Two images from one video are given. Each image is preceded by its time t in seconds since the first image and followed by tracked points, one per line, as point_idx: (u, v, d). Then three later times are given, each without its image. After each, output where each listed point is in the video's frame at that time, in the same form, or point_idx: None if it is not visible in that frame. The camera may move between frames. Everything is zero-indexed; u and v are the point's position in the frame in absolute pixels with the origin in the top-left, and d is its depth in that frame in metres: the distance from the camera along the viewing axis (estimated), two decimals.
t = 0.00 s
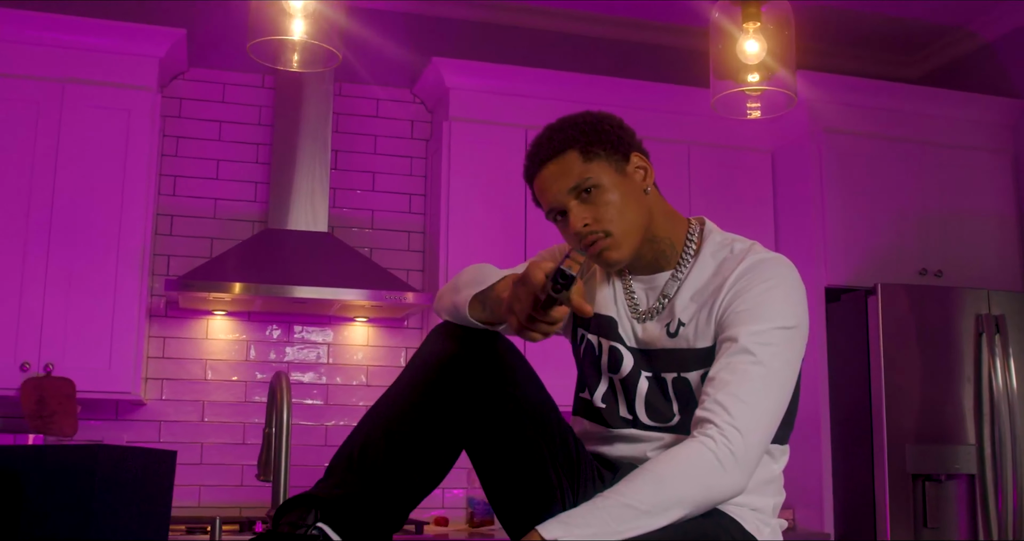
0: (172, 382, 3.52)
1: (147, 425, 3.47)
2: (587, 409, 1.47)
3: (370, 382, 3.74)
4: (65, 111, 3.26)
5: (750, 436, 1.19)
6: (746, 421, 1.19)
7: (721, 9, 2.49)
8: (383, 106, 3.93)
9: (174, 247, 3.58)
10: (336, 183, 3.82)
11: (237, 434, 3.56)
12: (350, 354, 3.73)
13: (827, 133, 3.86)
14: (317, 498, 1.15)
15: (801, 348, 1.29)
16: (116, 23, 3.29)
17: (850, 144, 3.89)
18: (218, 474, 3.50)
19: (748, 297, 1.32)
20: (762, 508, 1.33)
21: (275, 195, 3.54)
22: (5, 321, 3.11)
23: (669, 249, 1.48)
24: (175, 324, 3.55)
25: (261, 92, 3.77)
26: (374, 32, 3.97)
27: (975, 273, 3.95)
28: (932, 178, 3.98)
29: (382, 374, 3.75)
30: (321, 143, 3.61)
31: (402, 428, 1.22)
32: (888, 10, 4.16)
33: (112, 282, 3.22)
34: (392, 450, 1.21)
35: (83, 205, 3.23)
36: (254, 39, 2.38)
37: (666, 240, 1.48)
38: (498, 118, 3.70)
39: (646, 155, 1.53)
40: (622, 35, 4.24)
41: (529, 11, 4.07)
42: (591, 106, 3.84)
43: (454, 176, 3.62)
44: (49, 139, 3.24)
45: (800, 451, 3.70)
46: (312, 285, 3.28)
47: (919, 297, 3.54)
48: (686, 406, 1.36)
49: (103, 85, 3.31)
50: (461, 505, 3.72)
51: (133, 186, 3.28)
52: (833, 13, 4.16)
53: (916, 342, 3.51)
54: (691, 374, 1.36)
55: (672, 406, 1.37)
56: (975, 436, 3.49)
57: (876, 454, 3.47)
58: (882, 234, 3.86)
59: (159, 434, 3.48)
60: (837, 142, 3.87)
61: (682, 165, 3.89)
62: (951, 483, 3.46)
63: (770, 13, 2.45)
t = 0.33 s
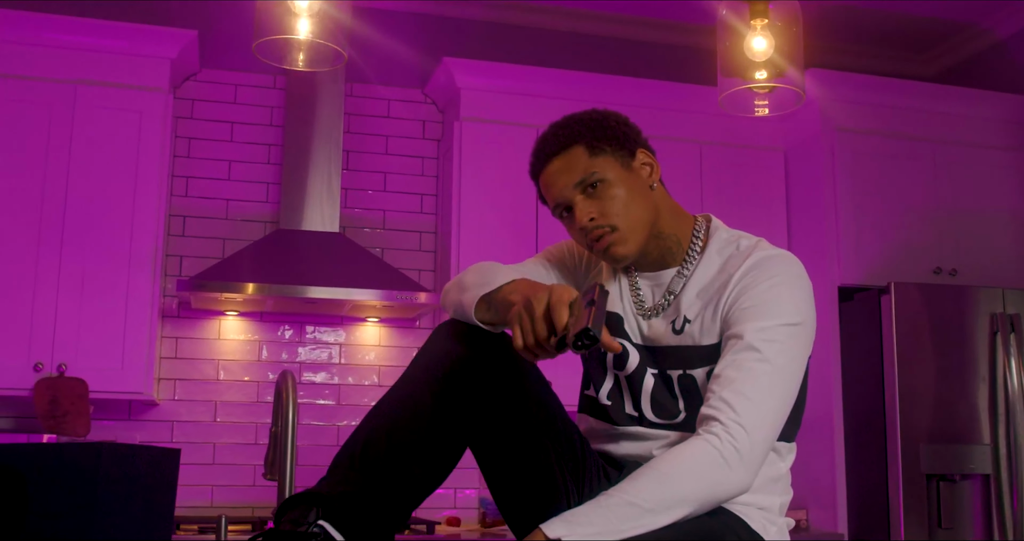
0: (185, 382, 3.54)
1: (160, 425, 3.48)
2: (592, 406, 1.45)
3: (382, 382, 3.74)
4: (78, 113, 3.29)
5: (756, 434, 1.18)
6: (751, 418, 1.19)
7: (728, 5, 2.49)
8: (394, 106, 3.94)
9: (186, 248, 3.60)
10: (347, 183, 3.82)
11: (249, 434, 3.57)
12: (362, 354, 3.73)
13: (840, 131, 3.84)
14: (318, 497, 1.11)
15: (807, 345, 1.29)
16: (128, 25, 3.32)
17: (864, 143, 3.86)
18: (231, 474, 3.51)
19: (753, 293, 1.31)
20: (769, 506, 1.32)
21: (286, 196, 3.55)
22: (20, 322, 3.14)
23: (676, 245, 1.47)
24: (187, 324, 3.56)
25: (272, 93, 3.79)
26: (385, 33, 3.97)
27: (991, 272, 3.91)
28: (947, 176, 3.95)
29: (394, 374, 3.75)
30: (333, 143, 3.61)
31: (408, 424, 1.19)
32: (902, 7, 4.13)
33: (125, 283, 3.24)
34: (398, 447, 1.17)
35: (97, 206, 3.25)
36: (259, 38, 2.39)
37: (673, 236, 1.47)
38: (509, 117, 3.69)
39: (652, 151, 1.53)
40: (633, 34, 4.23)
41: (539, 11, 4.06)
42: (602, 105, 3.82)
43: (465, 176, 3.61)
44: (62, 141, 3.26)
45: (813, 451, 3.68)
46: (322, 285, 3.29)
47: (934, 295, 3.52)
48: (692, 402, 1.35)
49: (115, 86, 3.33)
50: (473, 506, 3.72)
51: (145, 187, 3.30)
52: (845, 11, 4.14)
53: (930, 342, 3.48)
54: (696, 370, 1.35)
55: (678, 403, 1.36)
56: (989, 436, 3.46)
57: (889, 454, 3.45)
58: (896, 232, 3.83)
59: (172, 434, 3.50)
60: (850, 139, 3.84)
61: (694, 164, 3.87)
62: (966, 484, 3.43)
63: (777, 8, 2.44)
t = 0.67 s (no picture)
0: (202, 381, 3.56)
1: (178, 423, 3.51)
2: (607, 400, 1.44)
3: (399, 380, 3.75)
4: (96, 113, 3.32)
5: (771, 428, 1.18)
6: (766, 411, 1.18)
7: None
8: (410, 105, 3.94)
9: (204, 247, 3.62)
10: (363, 182, 3.83)
11: (266, 432, 3.59)
12: (379, 353, 3.74)
13: (858, 128, 3.81)
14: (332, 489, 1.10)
15: (822, 339, 1.28)
16: (145, 25, 3.35)
17: (881, 139, 3.83)
18: (249, 472, 3.53)
19: (768, 287, 1.31)
20: (784, 501, 1.32)
21: (303, 195, 3.56)
22: (39, 321, 3.17)
23: (689, 238, 1.47)
24: (205, 323, 3.58)
25: (289, 93, 3.80)
26: (401, 32, 3.98)
27: (1011, 269, 3.87)
28: (966, 173, 3.91)
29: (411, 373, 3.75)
30: (349, 142, 3.62)
31: (423, 419, 1.17)
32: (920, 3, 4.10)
33: (143, 280, 3.26)
34: (414, 440, 1.16)
35: (115, 205, 3.28)
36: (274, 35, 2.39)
37: (687, 229, 1.47)
38: (525, 115, 3.69)
39: (665, 145, 1.53)
40: (650, 32, 4.22)
41: (555, 9, 4.06)
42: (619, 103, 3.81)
43: (481, 174, 3.61)
44: (81, 141, 3.29)
45: (830, 449, 3.66)
46: (339, 283, 3.30)
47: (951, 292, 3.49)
48: (707, 396, 1.34)
49: (134, 87, 3.37)
50: (490, 504, 3.72)
51: (163, 185, 3.32)
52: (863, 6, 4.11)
53: (949, 339, 3.46)
54: (711, 364, 1.35)
55: (693, 396, 1.36)
56: (1009, 434, 3.43)
57: (908, 452, 3.42)
58: (914, 229, 3.80)
59: (190, 432, 3.52)
60: (868, 135, 3.82)
61: (710, 162, 3.86)
62: (985, 481, 3.40)
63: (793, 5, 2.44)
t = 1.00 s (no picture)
0: (225, 380, 3.58)
1: (201, 422, 3.54)
2: (630, 396, 1.46)
3: (420, 379, 3.76)
4: (120, 114, 3.36)
5: (793, 424, 1.18)
6: (788, 407, 1.19)
7: None
8: (430, 105, 3.96)
9: (226, 247, 3.65)
10: (384, 182, 3.85)
11: (288, 431, 3.61)
12: (400, 352, 3.76)
13: (879, 125, 3.79)
14: (360, 483, 1.10)
15: (843, 335, 1.28)
16: (167, 27, 3.38)
17: (902, 137, 3.81)
18: (272, 471, 3.55)
19: (789, 284, 1.31)
20: (806, 497, 1.32)
21: (323, 196, 3.58)
22: (64, 321, 3.21)
23: (710, 237, 1.46)
24: (227, 322, 3.61)
25: (310, 93, 3.83)
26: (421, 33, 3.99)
27: None
28: (989, 171, 3.88)
29: (431, 372, 3.77)
30: (370, 142, 3.64)
31: (451, 413, 1.17)
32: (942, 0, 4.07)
33: (166, 279, 3.29)
34: (441, 434, 1.16)
35: (139, 206, 3.31)
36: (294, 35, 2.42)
37: (707, 228, 1.46)
38: (545, 115, 3.70)
39: (686, 144, 1.53)
40: (670, 31, 4.21)
41: (574, 9, 4.06)
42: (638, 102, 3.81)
43: (501, 173, 3.62)
44: (105, 143, 3.33)
45: (852, 448, 3.65)
46: (359, 282, 3.32)
47: (973, 290, 3.47)
48: (728, 393, 1.34)
49: (157, 88, 3.40)
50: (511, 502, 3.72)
51: (186, 186, 3.35)
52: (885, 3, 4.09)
53: (972, 337, 3.44)
54: (732, 361, 1.35)
55: (714, 392, 1.36)
56: None
57: (930, 451, 3.40)
58: (937, 227, 3.77)
59: (212, 430, 3.55)
60: (890, 133, 3.80)
61: (730, 160, 3.85)
62: (1008, 480, 3.38)
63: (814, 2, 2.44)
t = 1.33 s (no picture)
0: (241, 379, 3.61)
1: (217, 420, 3.56)
2: (651, 395, 1.48)
3: (435, 378, 3.78)
4: (138, 115, 3.39)
5: (813, 422, 1.20)
6: (808, 405, 1.20)
7: None
8: (445, 106, 3.98)
9: (242, 247, 3.67)
10: (399, 183, 3.88)
11: (304, 430, 3.63)
12: (414, 352, 3.78)
13: (892, 126, 3.80)
14: (390, 480, 1.11)
15: (862, 334, 1.29)
16: (184, 29, 3.41)
17: (915, 137, 3.81)
18: (288, 470, 3.58)
19: (807, 284, 1.32)
20: (825, 494, 1.34)
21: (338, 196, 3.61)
22: (81, 322, 3.24)
23: (728, 237, 1.48)
24: (243, 322, 3.64)
25: (325, 94, 3.86)
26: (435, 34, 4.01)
27: None
28: (1002, 171, 3.88)
29: (446, 371, 3.79)
30: (383, 143, 3.66)
31: (477, 412, 1.19)
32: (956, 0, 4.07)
33: (183, 279, 3.32)
34: (467, 433, 1.17)
35: (156, 207, 3.34)
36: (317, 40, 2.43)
37: (725, 229, 1.47)
38: (559, 115, 3.71)
39: (703, 146, 1.53)
40: (683, 32, 4.22)
41: (588, 10, 4.07)
42: (652, 103, 3.82)
43: (515, 174, 3.63)
44: (122, 144, 3.36)
45: (865, 448, 3.65)
46: (374, 283, 3.34)
47: (986, 291, 3.48)
48: (747, 392, 1.36)
49: (174, 90, 3.43)
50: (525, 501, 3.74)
51: (202, 186, 3.38)
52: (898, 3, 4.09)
53: (985, 337, 3.44)
54: (751, 360, 1.37)
55: (734, 391, 1.38)
56: None
57: (944, 450, 3.40)
58: (950, 227, 3.77)
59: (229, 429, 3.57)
60: (903, 133, 3.80)
61: (743, 160, 3.86)
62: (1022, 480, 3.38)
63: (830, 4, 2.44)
